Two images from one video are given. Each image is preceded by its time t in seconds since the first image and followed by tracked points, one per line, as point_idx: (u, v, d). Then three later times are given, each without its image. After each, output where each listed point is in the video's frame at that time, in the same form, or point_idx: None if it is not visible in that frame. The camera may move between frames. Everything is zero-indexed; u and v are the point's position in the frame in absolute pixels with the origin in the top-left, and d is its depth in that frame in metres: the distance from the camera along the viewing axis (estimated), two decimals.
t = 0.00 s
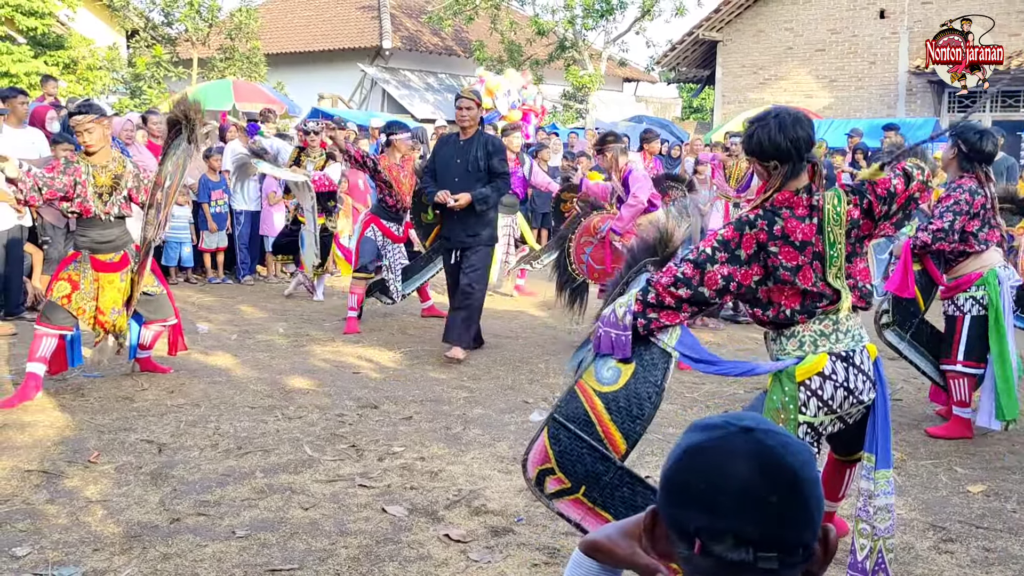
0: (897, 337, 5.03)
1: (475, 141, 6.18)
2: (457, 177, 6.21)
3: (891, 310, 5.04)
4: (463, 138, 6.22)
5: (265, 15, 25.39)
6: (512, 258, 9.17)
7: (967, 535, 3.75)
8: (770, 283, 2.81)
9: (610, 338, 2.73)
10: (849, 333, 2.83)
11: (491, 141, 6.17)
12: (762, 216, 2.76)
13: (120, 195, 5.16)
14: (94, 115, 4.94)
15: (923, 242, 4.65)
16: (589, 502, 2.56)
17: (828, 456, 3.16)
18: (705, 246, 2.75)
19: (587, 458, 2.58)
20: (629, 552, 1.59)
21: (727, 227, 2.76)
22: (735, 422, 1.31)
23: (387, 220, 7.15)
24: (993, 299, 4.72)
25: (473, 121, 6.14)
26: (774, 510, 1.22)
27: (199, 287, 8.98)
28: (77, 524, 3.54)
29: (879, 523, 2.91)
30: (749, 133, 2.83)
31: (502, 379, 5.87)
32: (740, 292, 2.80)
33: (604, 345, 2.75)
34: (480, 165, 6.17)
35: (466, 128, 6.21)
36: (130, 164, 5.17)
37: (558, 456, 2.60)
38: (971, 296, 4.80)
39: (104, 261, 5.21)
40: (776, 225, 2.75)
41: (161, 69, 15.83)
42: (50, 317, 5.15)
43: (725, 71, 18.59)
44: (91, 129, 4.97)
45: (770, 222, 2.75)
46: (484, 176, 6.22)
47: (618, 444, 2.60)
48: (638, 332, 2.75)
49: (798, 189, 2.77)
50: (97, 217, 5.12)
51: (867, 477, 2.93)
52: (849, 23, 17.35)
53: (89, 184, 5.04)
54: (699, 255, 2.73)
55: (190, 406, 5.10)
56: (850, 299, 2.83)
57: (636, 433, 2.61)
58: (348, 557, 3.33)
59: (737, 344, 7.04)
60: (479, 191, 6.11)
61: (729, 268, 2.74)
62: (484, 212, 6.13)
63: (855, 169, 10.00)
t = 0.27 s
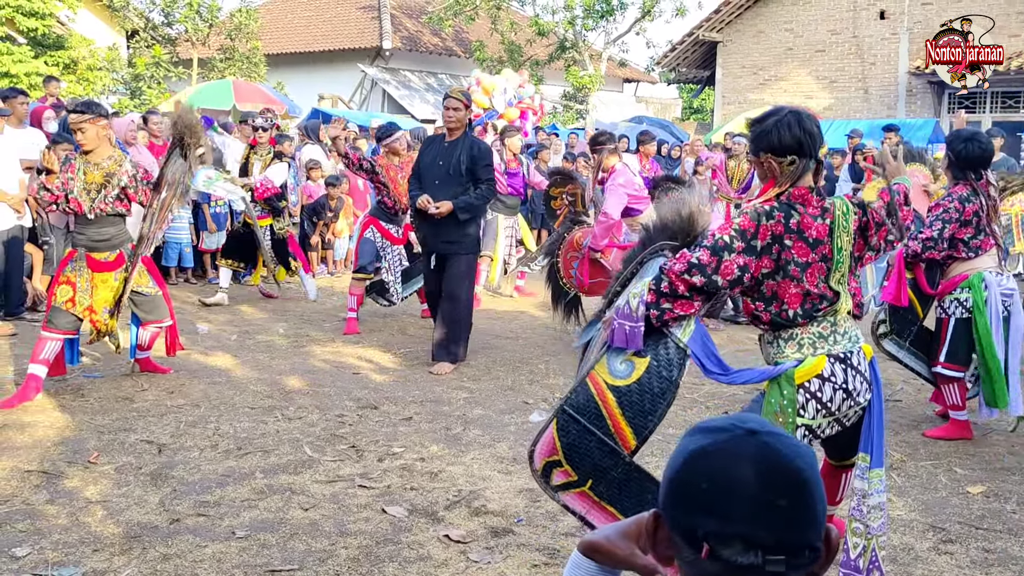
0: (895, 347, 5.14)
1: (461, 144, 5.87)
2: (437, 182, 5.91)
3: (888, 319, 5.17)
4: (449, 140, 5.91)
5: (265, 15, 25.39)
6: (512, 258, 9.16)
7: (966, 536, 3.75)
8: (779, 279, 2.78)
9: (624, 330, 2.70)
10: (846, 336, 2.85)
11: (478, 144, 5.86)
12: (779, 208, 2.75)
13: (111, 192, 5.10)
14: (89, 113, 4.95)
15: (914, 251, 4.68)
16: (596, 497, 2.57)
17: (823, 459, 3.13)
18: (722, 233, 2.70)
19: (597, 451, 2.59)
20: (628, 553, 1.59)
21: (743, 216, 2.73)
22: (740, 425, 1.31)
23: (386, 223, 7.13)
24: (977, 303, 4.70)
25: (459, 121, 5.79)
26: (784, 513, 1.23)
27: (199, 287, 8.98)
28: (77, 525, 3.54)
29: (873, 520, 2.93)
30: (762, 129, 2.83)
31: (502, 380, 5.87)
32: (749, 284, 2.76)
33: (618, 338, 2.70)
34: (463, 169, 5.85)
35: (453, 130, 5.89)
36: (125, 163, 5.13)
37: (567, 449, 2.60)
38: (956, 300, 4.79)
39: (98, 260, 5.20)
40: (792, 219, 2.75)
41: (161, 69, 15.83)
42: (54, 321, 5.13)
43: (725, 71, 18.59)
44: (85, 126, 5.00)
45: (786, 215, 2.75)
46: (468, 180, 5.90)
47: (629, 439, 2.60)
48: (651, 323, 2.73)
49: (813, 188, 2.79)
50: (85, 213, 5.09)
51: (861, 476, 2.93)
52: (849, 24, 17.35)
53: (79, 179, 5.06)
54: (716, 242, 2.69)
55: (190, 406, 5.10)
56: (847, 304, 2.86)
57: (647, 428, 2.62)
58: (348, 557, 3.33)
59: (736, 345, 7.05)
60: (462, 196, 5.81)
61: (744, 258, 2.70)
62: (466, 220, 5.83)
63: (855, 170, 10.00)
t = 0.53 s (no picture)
0: (890, 344, 5.10)
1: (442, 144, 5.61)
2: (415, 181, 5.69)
3: (884, 318, 5.17)
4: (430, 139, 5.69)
5: (265, 16, 25.40)
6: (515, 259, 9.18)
7: (966, 537, 3.75)
8: (787, 278, 2.77)
9: (637, 326, 2.66)
10: (847, 336, 2.85)
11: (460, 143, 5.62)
12: (789, 206, 2.76)
13: (109, 194, 5.09)
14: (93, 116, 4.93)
15: (906, 248, 4.67)
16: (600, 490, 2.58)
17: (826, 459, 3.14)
18: (734, 228, 2.70)
19: (603, 445, 2.60)
20: (624, 553, 1.59)
21: (755, 213, 2.73)
22: (748, 427, 1.32)
23: (386, 223, 7.15)
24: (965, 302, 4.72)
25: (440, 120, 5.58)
26: (795, 514, 1.25)
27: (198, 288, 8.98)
28: (76, 525, 3.54)
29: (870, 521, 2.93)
30: (770, 126, 2.82)
31: (501, 381, 5.87)
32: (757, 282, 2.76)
33: (630, 333, 2.68)
34: (443, 169, 5.62)
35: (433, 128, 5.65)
36: (124, 165, 5.09)
37: (574, 441, 2.60)
38: (949, 298, 4.79)
39: (97, 262, 5.20)
40: (803, 218, 2.76)
41: (161, 70, 15.83)
42: (47, 316, 5.13)
43: (725, 72, 18.59)
44: (88, 128, 4.97)
45: (797, 214, 2.76)
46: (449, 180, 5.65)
47: (636, 434, 2.61)
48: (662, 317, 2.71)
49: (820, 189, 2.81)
50: (83, 216, 5.11)
51: (862, 476, 2.93)
52: (849, 25, 17.36)
53: (77, 181, 5.08)
54: (730, 237, 2.68)
55: (189, 407, 5.10)
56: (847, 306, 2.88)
57: (655, 425, 2.62)
58: (348, 558, 3.33)
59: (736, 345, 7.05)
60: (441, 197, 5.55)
61: (756, 255, 2.70)
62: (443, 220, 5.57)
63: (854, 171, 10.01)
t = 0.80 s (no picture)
0: (893, 343, 5.14)
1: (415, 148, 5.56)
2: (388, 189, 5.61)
3: (886, 316, 5.17)
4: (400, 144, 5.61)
5: (265, 17, 25.40)
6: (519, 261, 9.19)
7: (966, 538, 3.75)
8: (791, 287, 2.74)
9: (629, 333, 2.73)
10: (848, 339, 2.84)
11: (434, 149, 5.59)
12: (791, 217, 2.70)
13: (109, 194, 5.10)
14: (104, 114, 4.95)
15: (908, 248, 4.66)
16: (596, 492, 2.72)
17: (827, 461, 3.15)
18: (736, 244, 2.62)
19: (598, 448, 2.73)
20: (621, 555, 1.59)
21: (756, 226, 2.66)
22: (758, 426, 1.32)
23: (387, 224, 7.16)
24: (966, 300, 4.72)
25: (412, 124, 5.52)
26: (809, 513, 1.26)
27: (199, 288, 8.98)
28: (76, 526, 3.54)
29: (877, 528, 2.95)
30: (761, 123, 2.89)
31: (501, 382, 5.87)
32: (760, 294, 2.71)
33: (623, 340, 2.74)
34: (419, 174, 5.57)
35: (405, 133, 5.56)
36: (124, 165, 5.11)
37: (570, 444, 2.75)
38: (953, 296, 4.79)
39: (96, 261, 5.21)
40: (805, 227, 2.71)
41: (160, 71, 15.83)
42: (50, 320, 5.12)
43: (725, 73, 18.58)
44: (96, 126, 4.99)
45: (799, 224, 2.71)
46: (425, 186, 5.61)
47: (629, 438, 2.71)
48: (655, 328, 2.72)
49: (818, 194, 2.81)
50: (83, 214, 5.10)
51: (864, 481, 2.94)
52: (849, 26, 17.37)
53: (80, 182, 5.07)
54: (730, 254, 2.61)
55: (189, 408, 5.10)
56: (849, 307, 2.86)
57: (647, 428, 2.71)
58: (347, 559, 3.32)
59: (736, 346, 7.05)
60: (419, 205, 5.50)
61: (758, 270, 2.63)
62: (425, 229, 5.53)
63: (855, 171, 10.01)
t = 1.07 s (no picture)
0: (895, 343, 5.03)
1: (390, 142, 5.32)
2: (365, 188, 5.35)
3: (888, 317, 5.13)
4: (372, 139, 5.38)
5: (266, 18, 25.42)
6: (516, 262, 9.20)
7: (966, 539, 3.75)
8: (783, 287, 2.76)
9: (613, 343, 2.73)
10: (853, 336, 2.83)
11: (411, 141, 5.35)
12: (775, 219, 2.73)
13: (116, 195, 5.15)
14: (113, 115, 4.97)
15: (913, 248, 4.55)
16: (592, 503, 2.70)
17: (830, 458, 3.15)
18: (716, 251, 2.70)
19: (590, 460, 2.70)
20: (620, 555, 1.58)
21: (738, 231, 2.72)
22: (765, 428, 1.32)
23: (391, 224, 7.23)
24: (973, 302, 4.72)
25: (384, 116, 5.29)
26: (817, 516, 1.25)
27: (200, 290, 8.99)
28: (76, 528, 3.54)
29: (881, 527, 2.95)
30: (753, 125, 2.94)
31: (502, 383, 5.87)
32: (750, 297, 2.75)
33: (607, 350, 2.74)
34: (395, 170, 5.33)
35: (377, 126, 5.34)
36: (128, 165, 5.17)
37: (561, 458, 2.71)
38: (959, 298, 4.80)
39: (99, 262, 5.22)
40: (791, 227, 2.73)
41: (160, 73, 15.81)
42: (54, 325, 5.11)
43: (726, 74, 18.59)
44: (103, 127, 4.99)
45: (784, 225, 2.73)
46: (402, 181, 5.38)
47: (619, 447, 2.70)
48: (641, 338, 2.74)
49: (809, 189, 2.78)
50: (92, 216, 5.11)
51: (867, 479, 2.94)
52: (850, 27, 17.37)
53: (85, 184, 5.04)
54: (710, 261, 2.69)
55: (190, 409, 5.10)
56: (854, 302, 2.82)
57: (636, 436, 2.69)
58: (348, 561, 3.32)
59: (736, 347, 7.05)
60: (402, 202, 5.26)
61: (740, 274, 2.69)
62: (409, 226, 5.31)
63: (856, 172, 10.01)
